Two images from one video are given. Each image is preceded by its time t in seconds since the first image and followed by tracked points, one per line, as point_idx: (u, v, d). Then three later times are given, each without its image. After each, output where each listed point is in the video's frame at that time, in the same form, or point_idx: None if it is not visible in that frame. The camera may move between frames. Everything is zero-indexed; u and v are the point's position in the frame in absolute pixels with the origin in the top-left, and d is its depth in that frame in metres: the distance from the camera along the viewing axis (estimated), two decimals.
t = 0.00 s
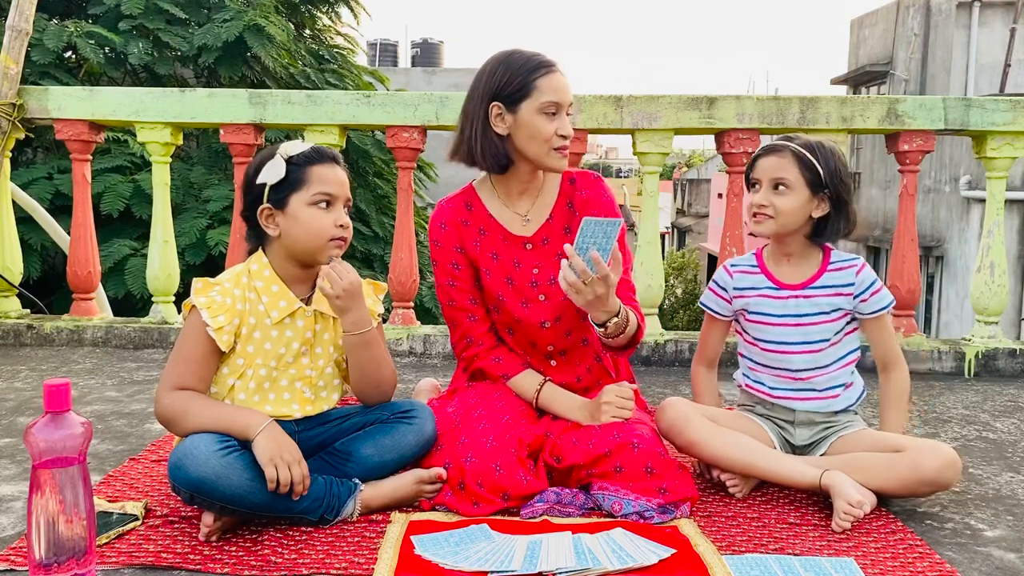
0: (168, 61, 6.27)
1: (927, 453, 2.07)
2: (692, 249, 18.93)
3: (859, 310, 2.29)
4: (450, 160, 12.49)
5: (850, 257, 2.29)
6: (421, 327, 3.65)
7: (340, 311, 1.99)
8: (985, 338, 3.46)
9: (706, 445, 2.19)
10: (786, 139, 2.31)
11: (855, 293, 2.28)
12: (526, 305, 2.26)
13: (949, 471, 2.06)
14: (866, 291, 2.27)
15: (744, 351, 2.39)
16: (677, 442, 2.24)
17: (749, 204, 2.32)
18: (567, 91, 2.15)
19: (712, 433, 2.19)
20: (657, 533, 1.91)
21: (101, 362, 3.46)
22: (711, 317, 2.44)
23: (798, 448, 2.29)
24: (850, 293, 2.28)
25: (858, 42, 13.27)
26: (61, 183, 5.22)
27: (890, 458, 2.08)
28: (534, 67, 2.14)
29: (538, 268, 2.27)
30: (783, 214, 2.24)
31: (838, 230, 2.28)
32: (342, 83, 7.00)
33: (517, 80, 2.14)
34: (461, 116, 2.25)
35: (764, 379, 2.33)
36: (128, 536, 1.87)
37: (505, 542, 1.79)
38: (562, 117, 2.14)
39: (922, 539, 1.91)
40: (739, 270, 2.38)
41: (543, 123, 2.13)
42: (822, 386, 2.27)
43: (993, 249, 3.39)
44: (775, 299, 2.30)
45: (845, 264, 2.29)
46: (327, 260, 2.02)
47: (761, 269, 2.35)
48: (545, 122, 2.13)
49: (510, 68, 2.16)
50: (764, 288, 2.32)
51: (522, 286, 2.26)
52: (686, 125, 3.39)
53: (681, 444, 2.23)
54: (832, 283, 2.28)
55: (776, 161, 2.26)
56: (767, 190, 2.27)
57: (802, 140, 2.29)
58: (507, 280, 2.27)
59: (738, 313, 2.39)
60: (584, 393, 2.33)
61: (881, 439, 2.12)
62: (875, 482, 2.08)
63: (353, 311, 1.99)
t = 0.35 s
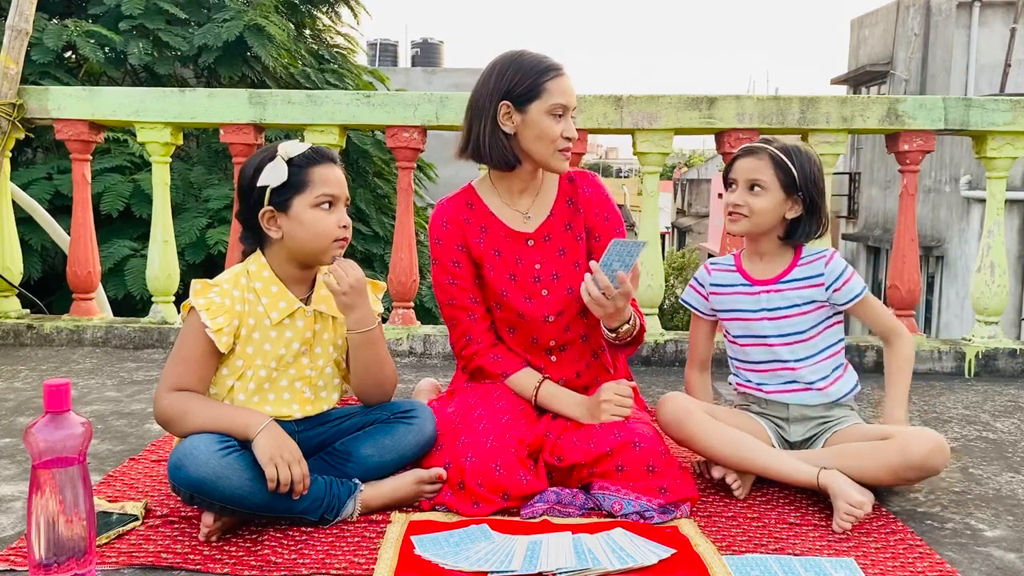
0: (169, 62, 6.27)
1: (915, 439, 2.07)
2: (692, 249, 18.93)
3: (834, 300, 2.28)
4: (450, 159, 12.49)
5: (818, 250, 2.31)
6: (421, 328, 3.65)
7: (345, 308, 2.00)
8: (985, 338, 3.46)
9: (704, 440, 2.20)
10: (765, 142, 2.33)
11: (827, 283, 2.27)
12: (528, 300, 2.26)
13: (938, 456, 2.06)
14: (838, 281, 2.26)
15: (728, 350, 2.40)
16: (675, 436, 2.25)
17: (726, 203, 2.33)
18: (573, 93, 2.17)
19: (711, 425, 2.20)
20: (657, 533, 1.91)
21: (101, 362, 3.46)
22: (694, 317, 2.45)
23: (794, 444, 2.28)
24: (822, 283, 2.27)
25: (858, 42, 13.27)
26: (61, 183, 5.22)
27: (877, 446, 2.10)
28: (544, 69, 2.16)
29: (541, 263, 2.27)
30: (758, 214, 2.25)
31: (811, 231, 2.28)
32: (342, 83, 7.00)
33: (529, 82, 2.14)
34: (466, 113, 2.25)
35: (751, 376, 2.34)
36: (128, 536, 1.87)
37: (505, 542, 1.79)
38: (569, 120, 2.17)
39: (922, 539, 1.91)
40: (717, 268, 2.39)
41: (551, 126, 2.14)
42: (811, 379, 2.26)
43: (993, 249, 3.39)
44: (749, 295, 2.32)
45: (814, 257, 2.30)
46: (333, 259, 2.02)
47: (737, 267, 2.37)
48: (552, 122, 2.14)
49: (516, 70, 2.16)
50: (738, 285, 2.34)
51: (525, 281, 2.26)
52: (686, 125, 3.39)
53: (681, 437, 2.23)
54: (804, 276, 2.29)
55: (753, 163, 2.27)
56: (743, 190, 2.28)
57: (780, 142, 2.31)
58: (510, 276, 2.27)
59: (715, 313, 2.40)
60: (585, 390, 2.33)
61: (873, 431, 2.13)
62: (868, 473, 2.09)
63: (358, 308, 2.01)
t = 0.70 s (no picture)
0: (168, 61, 6.27)
1: (925, 449, 2.07)
2: (693, 249, 18.94)
3: (846, 294, 2.29)
4: (450, 159, 12.50)
5: (828, 244, 2.33)
6: (421, 327, 3.65)
7: (341, 309, 1.99)
8: (985, 338, 3.46)
9: (703, 432, 2.20)
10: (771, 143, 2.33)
11: (839, 276, 2.30)
12: (524, 298, 2.27)
13: (947, 468, 2.07)
14: (850, 273, 2.29)
15: (738, 349, 2.40)
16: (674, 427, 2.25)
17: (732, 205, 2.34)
18: (563, 97, 2.13)
19: (711, 416, 2.21)
20: (657, 533, 1.91)
21: (101, 362, 3.46)
22: (702, 316, 2.43)
23: (798, 444, 2.29)
24: (834, 276, 2.30)
25: (858, 42, 13.27)
26: (61, 184, 5.22)
27: (886, 452, 2.09)
28: (531, 69, 2.14)
29: (538, 261, 2.27)
30: (764, 214, 2.26)
31: (818, 230, 2.29)
32: (342, 83, 7.00)
33: (511, 81, 2.14)
34: (471, 115, 2.29)
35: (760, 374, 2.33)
36: (128, 536, 1.87)
37: (505, 541, 1.79)
38: (547, 122, 2.13)
39: (922, 539, 1.90)
40: (727, 266, 2.38)
41: (528, 126, 2.12)
42: (815, 377, 2.27)
43: (993, 249, 3.39)
44: (762, 292, 2.31)
45: (825, 251, 2.33)
46: (330, 262, 2.04)
47: (747, 266, 2.36)
48: (527, 123, 2.12)
49: (508, 70, 2.16)
50: (750, 282, 2.33)
51: (522, 280, 2.27)
52: (686, 125, 3.39)
53: (681, 429, 2.23)
54: (816, 271, 2.31)
55: (757, 164, 2.28)
56: (749, 190, 2.28)
57: (785, 142, 2.31)
58: (507, 274, 2.27)
59: (725, 313, 2.38)
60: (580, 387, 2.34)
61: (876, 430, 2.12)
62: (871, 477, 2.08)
63: (354, 309, 1.99)
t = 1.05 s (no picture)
0: (168, 61, 6.27)
1: (938, 462, 2.07)
2: (692, 249, 18.94)
3: (862, 296, 2.31)
4: (450, 159, 12.50)
5: (846, 245, 2.33)
6: (421, 327, 3.65)
7: (339, 311, 1.99)
8: (985, 338, 3.46)
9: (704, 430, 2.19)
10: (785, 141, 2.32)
11: (855, 278, 2.30)
12: (533, 296, 2.26)
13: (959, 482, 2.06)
14: (865, 277, 2.30)
15: (746, 348, 2.39)
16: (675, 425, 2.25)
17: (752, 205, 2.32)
18: (560, 83, 2.13)
19: (712, 413, 2.20)
20: (657, 533, 1.91)
21: (101, 362, 3.46)
22: (712, 315, 2.42)
23: (801, 443, 2.29)
24: (850, 278, 2.30)
25: (858, 42, 13.27)
26: (61, 184, 5.22)
27: (899, 465, 2.08)
28: (525, 59, 2.15)
29: (549, 260, 2.27)
30: (786, 215, 2.26)
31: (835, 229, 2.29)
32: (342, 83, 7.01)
33: (508, 73, 2.17)
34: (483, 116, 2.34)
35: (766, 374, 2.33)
36: (128, 536, 1.87)
37: (505, 542, 1.79)
38: (544, 109, 2.13)
39: (922, 539, 1.91)
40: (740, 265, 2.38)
41: (527, 116, 2.14)
42: (822, 377, 2.27)
43: (993, 249, 3.39)
44: (779, 290, 2.31)
45: (843, 252, 2.32)
46: (331, 261, 2.04)
47: (761, 264, 2.36)
48: (524, 113, 2.15)
49: (507, 63, 2.19)
50: (767, 280, 2.33)
51: (532, 277, 2.27)
52: (686, 124, 3.39)
53: (682, 427, 2.23)
54: (833, 271, 2.31)
55: (777, 164, 2.27)
56: (769, 191, 2.27)
57: (801, 142, 2.30)
58: (517, 270, 2.27)
59: (738, 311, 2.38)
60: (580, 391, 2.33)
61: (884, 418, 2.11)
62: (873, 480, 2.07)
63: (354, 311, 1.99)
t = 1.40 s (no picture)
0: (168, 62, 6.27)
1: (939, 472, 2.05)
2: (693, 249, 18.94)
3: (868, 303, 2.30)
4: (450, 159, 12.50)
5: (854, 250, 2.33)
6: (421, 327, 3.65)
7: (337, 313, 1.99)
8: (985, 338, 3.46)
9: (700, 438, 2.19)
10: (800, 140, 2.31)
11: (863, 284, 2.30)
12: (540, 298, 2.27)
13: (957, 497, 2.04)
14: (873, 283, 2.29)
15: (750, 348, 2.38)
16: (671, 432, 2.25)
17: (770, 206, 2.31)
18: (575, 81, 2.13)
19: (712, 420, 2.19)
20: (657, 533, 1.91)
21: (101, 362, 3.46)
22: (716, 314, 2.42)
23: (802, 446, 2.29)
24: (857, 283, 2.30)
25: (858, 42, 13.27)
26: (61, 184, 5.22)
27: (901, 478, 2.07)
28: (539, 56, 2.15)
29: (558, 263, 2.27)
30: (808, 216, 2.27)
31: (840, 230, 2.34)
32: (341, 83, 7.02)
33: (524, 69, 2.17)
34: (493, 110, 2.33)
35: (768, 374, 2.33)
36: (128, 536, 1.87)
37: (505, 542, 1.79)
38: (558, 107, 2.13)
39: (922, 539, 1.91)
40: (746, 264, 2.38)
41: (540, 113, 2.14)
42: (823, 380, 2.27)
43: (993, 249, 3.39)
44: (786, 289, 2.31)
45: (852, 257, 2.32)
46: (327, 259, 2.04)
47: (770, 263, 2.36)
48: (538, 110, 2.14)
49: (523, 59, 2.18)
50: (773, 279, 2.33)
51: (540, 280, 2.27)
52: (686, 125, 3.39)
53: (681, 433, 2.22)
54: (840, 274, 2.31)
55: (798, 165, 2.26)
56: (790, 194, 2.28)
57: (815, 141, 2.31)
58: (525, 272, 2.28)
59: (744, 310, 2.37)
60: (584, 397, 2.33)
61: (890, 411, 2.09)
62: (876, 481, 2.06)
63: (351, 313, 1.99)
